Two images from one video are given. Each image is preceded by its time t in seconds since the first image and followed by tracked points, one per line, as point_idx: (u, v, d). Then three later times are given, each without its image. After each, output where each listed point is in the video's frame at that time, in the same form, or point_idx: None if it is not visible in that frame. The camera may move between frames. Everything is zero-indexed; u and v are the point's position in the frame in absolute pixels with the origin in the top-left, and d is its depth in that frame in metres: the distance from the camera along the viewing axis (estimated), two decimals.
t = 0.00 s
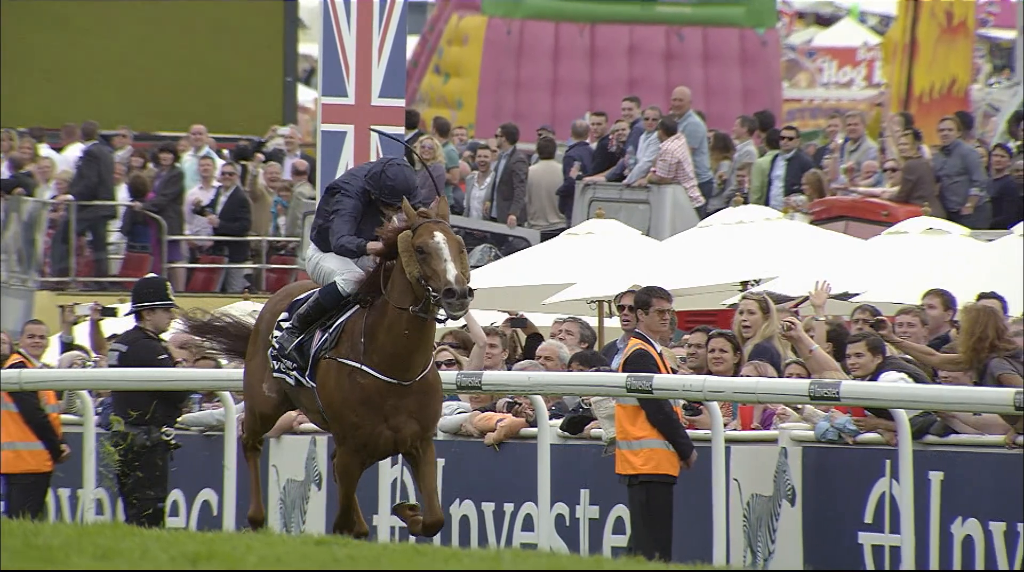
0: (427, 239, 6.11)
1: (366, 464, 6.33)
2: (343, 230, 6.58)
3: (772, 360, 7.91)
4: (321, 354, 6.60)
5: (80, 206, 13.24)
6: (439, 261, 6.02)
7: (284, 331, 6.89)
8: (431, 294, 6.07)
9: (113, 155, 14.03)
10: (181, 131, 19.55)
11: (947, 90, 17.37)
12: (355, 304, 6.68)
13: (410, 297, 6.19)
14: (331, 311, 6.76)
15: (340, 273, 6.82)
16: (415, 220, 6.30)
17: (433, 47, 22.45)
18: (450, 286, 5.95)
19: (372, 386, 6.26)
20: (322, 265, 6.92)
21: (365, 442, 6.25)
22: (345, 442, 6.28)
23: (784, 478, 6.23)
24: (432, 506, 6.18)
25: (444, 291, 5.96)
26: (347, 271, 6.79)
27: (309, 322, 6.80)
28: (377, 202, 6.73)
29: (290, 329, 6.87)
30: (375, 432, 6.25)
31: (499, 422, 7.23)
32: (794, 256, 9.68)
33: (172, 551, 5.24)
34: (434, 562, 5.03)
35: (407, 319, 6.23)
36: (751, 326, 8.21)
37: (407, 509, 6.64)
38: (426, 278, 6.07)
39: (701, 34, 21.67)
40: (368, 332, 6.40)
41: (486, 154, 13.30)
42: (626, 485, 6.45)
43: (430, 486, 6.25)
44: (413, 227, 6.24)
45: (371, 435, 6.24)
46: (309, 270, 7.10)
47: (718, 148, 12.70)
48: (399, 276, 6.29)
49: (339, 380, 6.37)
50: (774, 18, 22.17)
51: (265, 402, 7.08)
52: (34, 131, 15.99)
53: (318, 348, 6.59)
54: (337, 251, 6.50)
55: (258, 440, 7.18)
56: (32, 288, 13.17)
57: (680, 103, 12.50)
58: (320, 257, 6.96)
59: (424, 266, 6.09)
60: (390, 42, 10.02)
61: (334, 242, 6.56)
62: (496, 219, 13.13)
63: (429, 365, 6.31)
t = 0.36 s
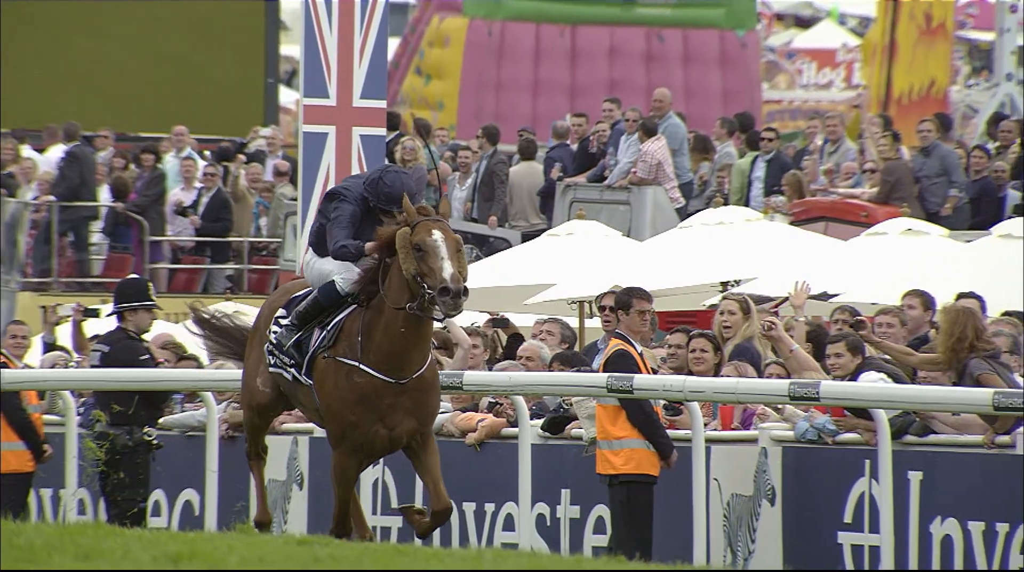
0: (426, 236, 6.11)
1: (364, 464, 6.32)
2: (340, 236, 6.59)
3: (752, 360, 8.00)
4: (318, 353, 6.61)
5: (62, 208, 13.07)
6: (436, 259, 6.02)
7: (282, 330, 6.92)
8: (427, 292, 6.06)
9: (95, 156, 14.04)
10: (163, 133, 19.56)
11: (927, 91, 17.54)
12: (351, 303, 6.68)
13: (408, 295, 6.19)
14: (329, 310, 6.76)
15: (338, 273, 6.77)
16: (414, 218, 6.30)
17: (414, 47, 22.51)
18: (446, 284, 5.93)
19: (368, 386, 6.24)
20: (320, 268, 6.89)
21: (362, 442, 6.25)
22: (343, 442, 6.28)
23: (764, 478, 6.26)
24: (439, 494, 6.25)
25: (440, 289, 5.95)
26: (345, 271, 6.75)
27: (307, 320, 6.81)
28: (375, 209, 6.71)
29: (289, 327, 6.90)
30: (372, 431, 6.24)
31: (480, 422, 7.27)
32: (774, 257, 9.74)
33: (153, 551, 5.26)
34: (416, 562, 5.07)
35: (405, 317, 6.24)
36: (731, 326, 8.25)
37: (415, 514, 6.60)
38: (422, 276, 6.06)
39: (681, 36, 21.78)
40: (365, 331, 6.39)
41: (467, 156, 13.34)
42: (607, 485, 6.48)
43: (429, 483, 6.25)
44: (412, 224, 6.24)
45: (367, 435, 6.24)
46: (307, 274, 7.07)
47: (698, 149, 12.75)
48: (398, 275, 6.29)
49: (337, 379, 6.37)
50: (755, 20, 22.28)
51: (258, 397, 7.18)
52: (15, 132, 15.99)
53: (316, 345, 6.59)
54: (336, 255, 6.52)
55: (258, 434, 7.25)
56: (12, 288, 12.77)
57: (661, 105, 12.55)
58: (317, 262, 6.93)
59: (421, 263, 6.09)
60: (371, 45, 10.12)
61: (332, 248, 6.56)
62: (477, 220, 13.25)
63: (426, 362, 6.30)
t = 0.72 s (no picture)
0: (424, 236, 6.09)
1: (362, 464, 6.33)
2: (338, 240, 6.55)
3: (734, 361, 8.01)
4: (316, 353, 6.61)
5: (45, 208, 13.24)
6: (433, 259, 6.00)
7: (281, 328, 6.93)
8: (423, 291, 6.06)
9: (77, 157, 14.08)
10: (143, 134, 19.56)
11: (907, 94, 17.36)
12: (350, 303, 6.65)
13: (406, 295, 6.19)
14: (327, 311, 6.75)
15: (336, 273, 6.73)
16: (412, 217, 6.29)
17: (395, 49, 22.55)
18: (442, 284, 5.91)
19: (365, 385, 6.26)
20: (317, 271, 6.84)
21: (360, 442, 6.26)
22: (340, 443, 6.30)
23: (744, 478, 6.28)
24: (445, 479, 6.24)
25: (435, 288, 5.93)
26: (343, 271, 6.70)
27: (304, 320, 6.79)
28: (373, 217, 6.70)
29: (287, 325, 6.91)
30: (370, 431, 6.25)
31: (462, 423, 7.30)
32: (754, 257, 9.79)
33: (135, 551, 5.28)
34: (397, 561, 5.11)
35: (402, 316, 6.25)
36: (712, 326, 8.29)
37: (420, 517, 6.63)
38: (419, 275, 6.07)
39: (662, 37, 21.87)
40: (363, 331, 6.40)
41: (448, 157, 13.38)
42: (587, 485, 6.51)
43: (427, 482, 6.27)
44: (410, 223, 6.24)
45: (365, 434, 6.25)
46: (303, 275, 7.02)
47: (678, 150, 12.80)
48: (394, 275, 6.30)
49: (334, 379, 6.38)
50: (735, 22, 22.36)
51: (254, 390, 7.20)
52: None
53: (313, 346, 6.59)
54: (336, 257, 6.45)
55: (257, 428, 7.25)
56: None
57: (643, 107, 12.60)
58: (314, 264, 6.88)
59: (418, 262, 6.08)
60: (352, 46, 10.17)
61: (331, 251, 6.50)
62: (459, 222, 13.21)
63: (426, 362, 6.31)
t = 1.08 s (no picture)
0: (421, 236, 6.12)
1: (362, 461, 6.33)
2: (337, 243, 6.53)
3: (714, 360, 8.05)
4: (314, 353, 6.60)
5: (27, 209, 13.28)
6: (431, 260, 6.03)
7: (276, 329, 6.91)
8: (421, 292, 6.07)
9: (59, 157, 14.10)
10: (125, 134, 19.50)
11: (885, 94, 17.58)
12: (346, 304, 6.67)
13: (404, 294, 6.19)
14: (324, 312, 6.74)
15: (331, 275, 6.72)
16: (410, 217, 6.29)
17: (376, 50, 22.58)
18: (439, 284, 5.95)
19: (363, 384, 6.24)
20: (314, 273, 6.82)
21: (358, 439, 6.26)
22: (338, 441, 6.29)
23: (724, 477, 6.32)
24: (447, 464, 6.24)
25: (434, 289, 5.96)
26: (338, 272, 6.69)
27: (303, 319, 6.77)
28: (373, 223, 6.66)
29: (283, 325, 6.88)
30: (368, 429, 6.24)
31: (443, 423, 7.34)
32: (734, 257, 9.84)
33: (117, 551, 5.30)
34: (379, 561, 5.14)
35: (400, 317, 6.23)
36: (693, 326, 8.33)
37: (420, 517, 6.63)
38: (416, 275, 6.09)
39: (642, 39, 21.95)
40: (361, 331, 6.38)
41: (430, 158, 13.41)
42: (569, 485, 6.54)
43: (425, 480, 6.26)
44: (407, 223, 6.23)
45: (364, 432, 6.24)
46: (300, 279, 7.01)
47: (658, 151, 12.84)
48: (392, 275, 6.28)
49: (332, 378, 6.37)
50: (716, 23, 22.43)
51: (250, 380, 7.15)
52: None
53: (313, 345, 6.57)
54: (335, 259, 6.44)
55: (258, 421, 7.17)
56: None
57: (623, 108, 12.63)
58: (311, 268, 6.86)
59: (416, 263, 6.10)
60: (333, 46, 10.22)
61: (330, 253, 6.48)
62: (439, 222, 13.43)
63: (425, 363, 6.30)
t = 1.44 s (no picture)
0: (418, 237, 6.06)
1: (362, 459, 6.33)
2: (337, 247, 6.44)
3: (694, 361, 8.11)
4: (312, 351, 6.59)
5: (8, 209, 13.43)
6: (429, 261, 5.98)
7: (275, 331, 6.90)
8: (417, 293, 6.03)
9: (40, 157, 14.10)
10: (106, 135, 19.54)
11: (865, 94, 17.88)
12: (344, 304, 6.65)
13: (400, 294, 6.14)
14: (321, 312, 6.72)
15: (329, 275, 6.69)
16: (408, 218, 6.25)
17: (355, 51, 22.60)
18: (437, 288, 5.89)
19: (362, 381, 6.23)
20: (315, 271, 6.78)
21: (357, 436, 6.25)
22: (336, 437, 6.28)
23: (705, 477, 6.36)
24: (446, 452, 6.24)
25: (431, 292, 5.90)
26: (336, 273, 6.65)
27: (300, 320, 6.79)
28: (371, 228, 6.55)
29: (283, 327, 6.88)
30: (366, 426, 6.23)
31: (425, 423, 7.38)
32: (713, 257, 9.90)
33: (98, 550, 5.31)
34: (359, 560, 5.18)
35: (397, 314, 6.18)
36: (674, 326, 8.37)
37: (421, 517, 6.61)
38: (412, 276, 6.04)
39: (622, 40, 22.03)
40: (360, 329, 6.36)
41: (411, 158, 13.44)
42: (550, 484, 6.58)
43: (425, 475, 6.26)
44: (405, 223, 6.19)
45: (362, 430, 6.23)
46: (299, 278, 6.96)
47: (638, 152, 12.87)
48: (388, 275, 6.24)
49: (331, 376, 6.36)
50: (696, 24, 22.50)
51: (248, 374, 7.13)
52: None
53: (312, 344, 6.58)
54: (335, 262, 6.37)
55: (258, 418, 7.15)
56: None
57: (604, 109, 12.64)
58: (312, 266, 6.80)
59: (413, 264, 6.05)
60: (314, 47, 10.20)
61: (330, 256, 6.41)
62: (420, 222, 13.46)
63: (425, 359, 6.28)
